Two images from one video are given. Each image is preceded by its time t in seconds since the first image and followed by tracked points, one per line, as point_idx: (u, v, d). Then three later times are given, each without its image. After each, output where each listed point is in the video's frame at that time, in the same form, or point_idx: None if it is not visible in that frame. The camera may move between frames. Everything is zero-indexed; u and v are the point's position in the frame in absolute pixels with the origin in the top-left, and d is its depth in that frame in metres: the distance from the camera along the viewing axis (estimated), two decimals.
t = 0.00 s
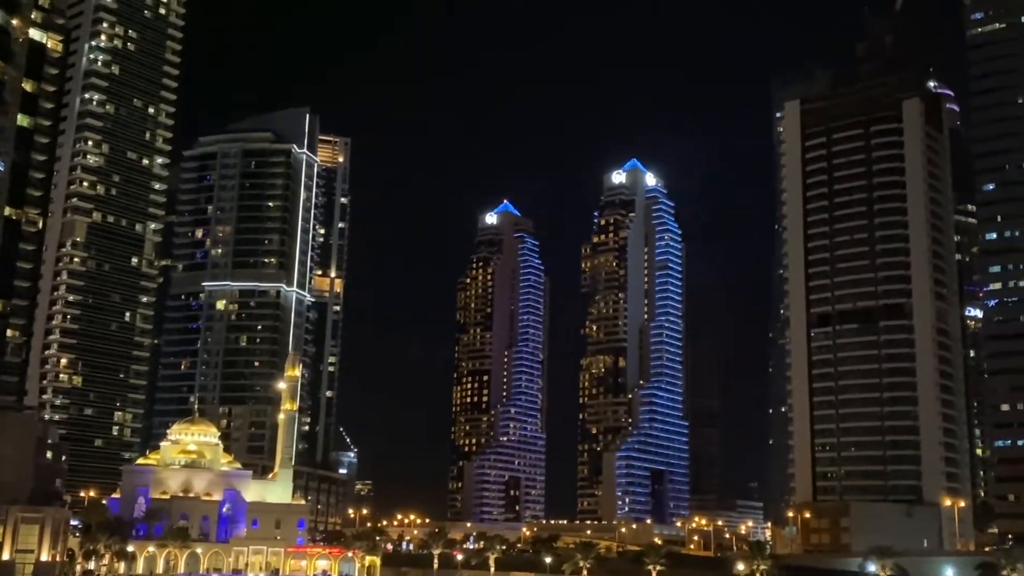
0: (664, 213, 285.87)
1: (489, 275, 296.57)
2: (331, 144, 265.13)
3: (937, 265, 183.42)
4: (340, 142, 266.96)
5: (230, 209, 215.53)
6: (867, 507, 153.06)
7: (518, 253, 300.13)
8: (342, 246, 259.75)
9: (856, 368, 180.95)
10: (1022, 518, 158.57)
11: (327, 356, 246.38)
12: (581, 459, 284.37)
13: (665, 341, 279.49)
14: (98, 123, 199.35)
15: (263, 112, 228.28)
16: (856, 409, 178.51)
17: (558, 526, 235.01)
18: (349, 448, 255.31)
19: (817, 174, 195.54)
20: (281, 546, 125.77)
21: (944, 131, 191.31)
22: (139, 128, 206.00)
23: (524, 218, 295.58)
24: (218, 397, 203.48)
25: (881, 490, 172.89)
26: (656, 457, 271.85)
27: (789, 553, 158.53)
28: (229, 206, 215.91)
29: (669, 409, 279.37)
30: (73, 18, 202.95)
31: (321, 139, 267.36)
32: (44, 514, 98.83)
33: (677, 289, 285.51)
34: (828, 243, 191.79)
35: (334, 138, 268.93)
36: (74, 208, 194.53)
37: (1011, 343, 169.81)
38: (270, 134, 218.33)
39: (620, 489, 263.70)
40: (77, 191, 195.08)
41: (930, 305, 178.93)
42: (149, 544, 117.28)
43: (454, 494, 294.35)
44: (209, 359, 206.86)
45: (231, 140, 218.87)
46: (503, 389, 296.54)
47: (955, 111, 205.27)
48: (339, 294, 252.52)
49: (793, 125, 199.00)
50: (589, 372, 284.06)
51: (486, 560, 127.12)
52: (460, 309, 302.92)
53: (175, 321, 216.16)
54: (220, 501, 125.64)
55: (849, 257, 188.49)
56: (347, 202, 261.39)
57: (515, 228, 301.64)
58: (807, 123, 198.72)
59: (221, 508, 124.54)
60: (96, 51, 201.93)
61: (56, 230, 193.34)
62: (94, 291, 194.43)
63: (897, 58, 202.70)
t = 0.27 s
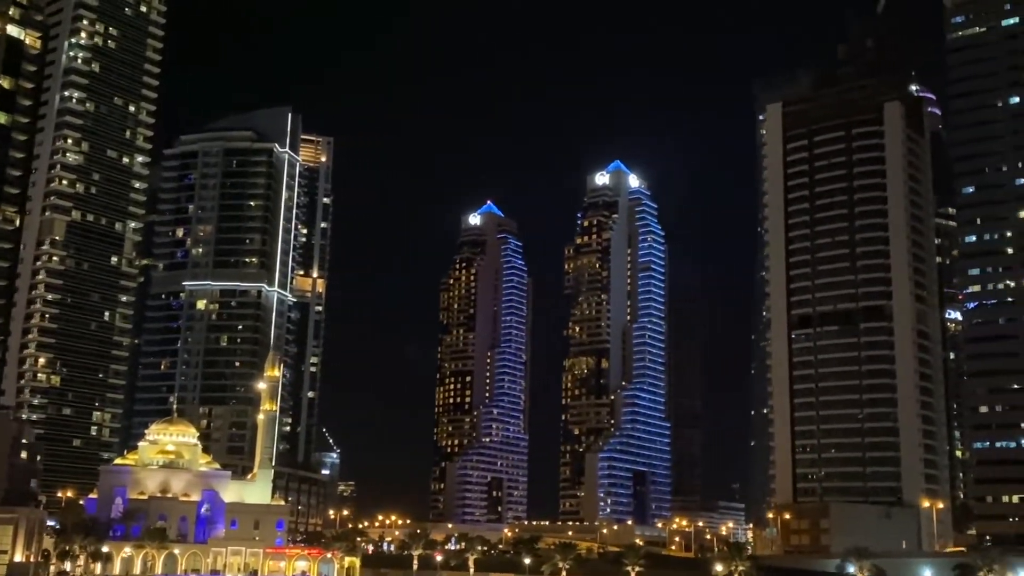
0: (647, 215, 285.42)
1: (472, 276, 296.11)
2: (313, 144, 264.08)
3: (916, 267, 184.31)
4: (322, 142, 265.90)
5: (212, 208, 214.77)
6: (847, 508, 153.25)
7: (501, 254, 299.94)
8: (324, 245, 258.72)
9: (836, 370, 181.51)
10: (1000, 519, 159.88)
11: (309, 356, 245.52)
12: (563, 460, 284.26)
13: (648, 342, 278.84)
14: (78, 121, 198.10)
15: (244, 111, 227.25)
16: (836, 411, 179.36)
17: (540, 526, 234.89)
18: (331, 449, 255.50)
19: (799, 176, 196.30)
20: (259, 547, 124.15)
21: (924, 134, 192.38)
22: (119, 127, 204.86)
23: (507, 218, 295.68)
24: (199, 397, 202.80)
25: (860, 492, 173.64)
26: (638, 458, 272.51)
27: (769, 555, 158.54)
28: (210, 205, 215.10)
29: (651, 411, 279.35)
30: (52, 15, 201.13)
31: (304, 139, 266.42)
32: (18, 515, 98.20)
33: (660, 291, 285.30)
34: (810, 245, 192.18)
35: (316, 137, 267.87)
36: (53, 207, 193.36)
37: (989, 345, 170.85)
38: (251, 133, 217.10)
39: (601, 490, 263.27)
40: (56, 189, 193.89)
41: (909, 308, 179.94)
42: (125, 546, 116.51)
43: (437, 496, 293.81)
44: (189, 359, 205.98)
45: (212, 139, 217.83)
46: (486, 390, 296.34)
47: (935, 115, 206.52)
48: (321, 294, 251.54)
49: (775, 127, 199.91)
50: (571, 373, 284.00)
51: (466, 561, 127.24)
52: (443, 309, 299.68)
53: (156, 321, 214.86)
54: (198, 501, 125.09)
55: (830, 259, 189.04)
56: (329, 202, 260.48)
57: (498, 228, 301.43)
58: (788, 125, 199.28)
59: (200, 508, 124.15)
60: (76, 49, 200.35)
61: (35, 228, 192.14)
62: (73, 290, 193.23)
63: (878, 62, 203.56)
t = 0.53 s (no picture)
0: (629, 214, 285.01)
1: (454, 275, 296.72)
2: (294, 141, 263.16)
3: (895, 268, 185.32)
4: (303, 139, 264.93)
5: (191, 205, 213.76)
6: (824, 507, 154.01)
7: (484, 253, 297.46)
8: (305, 244, 257.59)
9: (814, 370, 182.30)
10: (978, 519, 160.72)
11: (289, 355, 244.59)
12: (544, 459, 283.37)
13: (629, 341, 280.14)
14: (56, 116, 196.56)
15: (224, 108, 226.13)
16: (814, 410, 180.26)
17: (521, 525, 234.85)
18: (312, 449, 254.72)
19: (779, 177, 197.16)
20: (235, 547, 122.96)
21: (903, 136, 193.69)
22: (97, 123, 203.53)
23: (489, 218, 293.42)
24: (177, 396, 201.78)
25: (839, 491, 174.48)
26: (619, 457, 272.51)
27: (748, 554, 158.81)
28: (190, 202, 214.10)
29: (632, 410, 279.63)
30: (30, 9, 199.45)
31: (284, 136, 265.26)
32: None
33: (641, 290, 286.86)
34: (789, 245, 193.02)
35: (298, 134, 266.89)
36: (31, 203, 192.25)
37: (966, 345, 171.79)
38: (231, 130, 215.50)
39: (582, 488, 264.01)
40: (33, 185, 192.47)
41: (887, 308, 180.70)
42: (99, 544, 115.30)
43: (417, 495, 293.21)
44: (168, 357, 204.61)
45: (191, 135, 217.12)
46: (467, 390, 295.62)
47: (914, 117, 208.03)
48: (301, 292, 250.20)
49: (756, 127, 200.29)
50: (553, 372, 283.49)
51: (444, 561, 126.82)
52: (424, 309, 302.36)
53: (134, 318, 213.97)
54: (175, 500, 123.88)
55: (809, 259, 189.91)
56: (310, 200, 259.47)
57: (481, 228, 299.23)
58: (769, 126, 199.97)
59: (177, 507, 122.97)
60: (54, 44, 198.77)
61: (12, 224, 191.28)
62: (51, 287, 191.96)
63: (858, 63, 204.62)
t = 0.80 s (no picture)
0: (609, 213, 286.22)
1: (434, 272, 295.62)
2: (273, 137, 261.99)
3: (871, 267, 186.27)
4: (283, 135, 263.77)
5: (168, 200, 212.48)
6: (800, 505, 154.98)
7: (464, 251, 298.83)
8: (284, 240, 256.50)
9: (791, 368, 182.98)
10: (952, 517, 161.59)
11: (267, 352, 243.50)
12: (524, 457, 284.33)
13: (609, 340, 279.26)
14: (31, 110, 194.99)
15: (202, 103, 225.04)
16: (790, 409, 180.75)
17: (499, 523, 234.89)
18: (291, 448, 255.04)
19: (757, 176, 197.88)
20: (209, 545, 123.34)
21: (880, 137, 195.22)
22: (74, 117, 201.93)
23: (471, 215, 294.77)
24: (152, 392, 200.27)
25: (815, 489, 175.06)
26: (597, 455, 273.14)
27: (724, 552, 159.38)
28: (167, 197, 212.72)
29: (611, 408, 279.65)
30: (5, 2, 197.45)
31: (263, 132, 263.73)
32: None
33: (622, 289, 284.28)
34: (767, 245, 193.65)
35: (277, 130, 265.68)
36: (6, 197, 189.94)
37: (942, 345, 172.87)
38: (209, 126, 214.86)
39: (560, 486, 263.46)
40: (8, 179, 190.49)
41: (864, 307, 181.53)
42: (71, 542, 113.70)
43: (396, 492, 292.63)
44: (143, 353, 203.36)
45: (169, 130, 215.78)
46: (447, 387, 295.80)
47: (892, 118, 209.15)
48: (279, 289, 250.10)
49: (735, 125, 200.57)
50: (532, 371, 284.79)
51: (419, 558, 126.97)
52: (405, 306, 299.87)
53: (109, 314, 212.39)
54: (149, 497, 122.82)
55: (787, 259, 190.63)
56: (289, 196, 258.39)
57: (461, 226, 300.47)
58: (748, 125, 200.76)
59: (151, 504, 121.89)
60: (29, 37, 196.93)
61: None
62: (25, 282, 190.35)
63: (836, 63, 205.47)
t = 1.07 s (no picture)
0: (587, 211, 286.82)
1: (412, 268, 294.84)
2: (250, 132, 260.74)
3: (846, 267, 187.18)
4: (260, 129, 262.44)
5: (142, 195, 210.80)
6: (774, 503, 155.42)
7: (441, 249, 296.96)
8: (260, 236, 255.34)
9: (766, 366, 183.72)
10: (923, 515, 162.80)
11: (242, 348, 241.93)
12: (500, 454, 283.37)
13: (586, 338, 281.26)
14: (4, 103, 192.89)
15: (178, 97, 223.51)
16: (764, 407, 181.29)
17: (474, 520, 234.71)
18: (266, 445, 255.84)
19: (734, 174, 198.60)
20: (182, 540, 123.47)
21: (855, 137, 196.23)
22: (47, 110, 199.99)
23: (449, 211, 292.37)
24: (125, 387, 198.84)
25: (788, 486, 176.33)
26: (574, 453, 274.05)
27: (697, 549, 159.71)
28: (141, 191, 211.14)
29: (588, 405, 280.78)
30: None
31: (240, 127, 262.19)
32: None
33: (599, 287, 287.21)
34: (743, 244, 194.14)
35: (254, 124, 264.40)
36: None
37: (914, 344, 174.09)
38: (184, 119, 212.29)
39: (537, 483, 265.02)
40: None
41: (838, 306, 182.37)
42: (40, 537, 112.10)
43: (371, 490, 292.00)
44: (116, 349, 202.02)
45: (144, 123, 213.42)
46: (424, 384, 295.32)
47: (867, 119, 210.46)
48: (255, 284, 248.55)
49: (712, 125, 202.80)
50: (509, 368, 283.03)
51: (392, 555, 126.44)
52: (381, 303, 299.65)
53: (81, 308, 210.71)
54: (120, 493, 120.84)
55: (762, 258, 191.01)
56: (266, 191, 256.98)
57: (440, 222, 298.38)
58: (724, 125, 201.73)
59: (122, 500, 120.04)
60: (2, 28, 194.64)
61: None
62: None
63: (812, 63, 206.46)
